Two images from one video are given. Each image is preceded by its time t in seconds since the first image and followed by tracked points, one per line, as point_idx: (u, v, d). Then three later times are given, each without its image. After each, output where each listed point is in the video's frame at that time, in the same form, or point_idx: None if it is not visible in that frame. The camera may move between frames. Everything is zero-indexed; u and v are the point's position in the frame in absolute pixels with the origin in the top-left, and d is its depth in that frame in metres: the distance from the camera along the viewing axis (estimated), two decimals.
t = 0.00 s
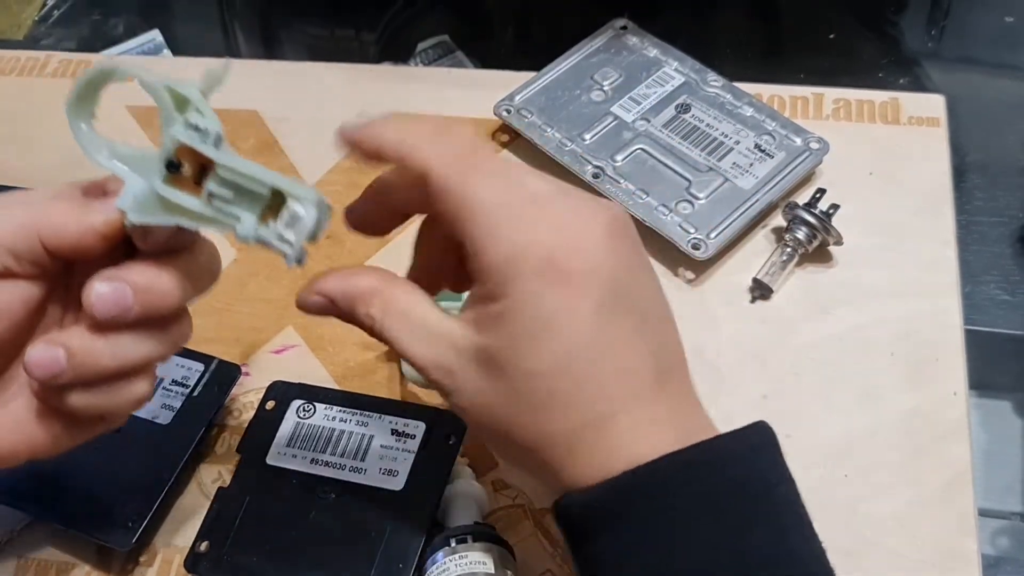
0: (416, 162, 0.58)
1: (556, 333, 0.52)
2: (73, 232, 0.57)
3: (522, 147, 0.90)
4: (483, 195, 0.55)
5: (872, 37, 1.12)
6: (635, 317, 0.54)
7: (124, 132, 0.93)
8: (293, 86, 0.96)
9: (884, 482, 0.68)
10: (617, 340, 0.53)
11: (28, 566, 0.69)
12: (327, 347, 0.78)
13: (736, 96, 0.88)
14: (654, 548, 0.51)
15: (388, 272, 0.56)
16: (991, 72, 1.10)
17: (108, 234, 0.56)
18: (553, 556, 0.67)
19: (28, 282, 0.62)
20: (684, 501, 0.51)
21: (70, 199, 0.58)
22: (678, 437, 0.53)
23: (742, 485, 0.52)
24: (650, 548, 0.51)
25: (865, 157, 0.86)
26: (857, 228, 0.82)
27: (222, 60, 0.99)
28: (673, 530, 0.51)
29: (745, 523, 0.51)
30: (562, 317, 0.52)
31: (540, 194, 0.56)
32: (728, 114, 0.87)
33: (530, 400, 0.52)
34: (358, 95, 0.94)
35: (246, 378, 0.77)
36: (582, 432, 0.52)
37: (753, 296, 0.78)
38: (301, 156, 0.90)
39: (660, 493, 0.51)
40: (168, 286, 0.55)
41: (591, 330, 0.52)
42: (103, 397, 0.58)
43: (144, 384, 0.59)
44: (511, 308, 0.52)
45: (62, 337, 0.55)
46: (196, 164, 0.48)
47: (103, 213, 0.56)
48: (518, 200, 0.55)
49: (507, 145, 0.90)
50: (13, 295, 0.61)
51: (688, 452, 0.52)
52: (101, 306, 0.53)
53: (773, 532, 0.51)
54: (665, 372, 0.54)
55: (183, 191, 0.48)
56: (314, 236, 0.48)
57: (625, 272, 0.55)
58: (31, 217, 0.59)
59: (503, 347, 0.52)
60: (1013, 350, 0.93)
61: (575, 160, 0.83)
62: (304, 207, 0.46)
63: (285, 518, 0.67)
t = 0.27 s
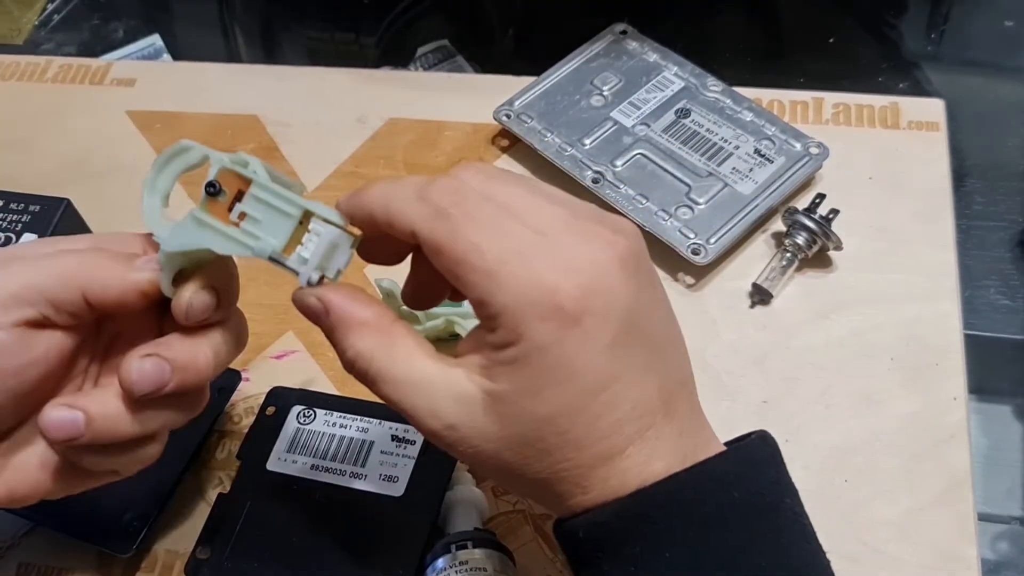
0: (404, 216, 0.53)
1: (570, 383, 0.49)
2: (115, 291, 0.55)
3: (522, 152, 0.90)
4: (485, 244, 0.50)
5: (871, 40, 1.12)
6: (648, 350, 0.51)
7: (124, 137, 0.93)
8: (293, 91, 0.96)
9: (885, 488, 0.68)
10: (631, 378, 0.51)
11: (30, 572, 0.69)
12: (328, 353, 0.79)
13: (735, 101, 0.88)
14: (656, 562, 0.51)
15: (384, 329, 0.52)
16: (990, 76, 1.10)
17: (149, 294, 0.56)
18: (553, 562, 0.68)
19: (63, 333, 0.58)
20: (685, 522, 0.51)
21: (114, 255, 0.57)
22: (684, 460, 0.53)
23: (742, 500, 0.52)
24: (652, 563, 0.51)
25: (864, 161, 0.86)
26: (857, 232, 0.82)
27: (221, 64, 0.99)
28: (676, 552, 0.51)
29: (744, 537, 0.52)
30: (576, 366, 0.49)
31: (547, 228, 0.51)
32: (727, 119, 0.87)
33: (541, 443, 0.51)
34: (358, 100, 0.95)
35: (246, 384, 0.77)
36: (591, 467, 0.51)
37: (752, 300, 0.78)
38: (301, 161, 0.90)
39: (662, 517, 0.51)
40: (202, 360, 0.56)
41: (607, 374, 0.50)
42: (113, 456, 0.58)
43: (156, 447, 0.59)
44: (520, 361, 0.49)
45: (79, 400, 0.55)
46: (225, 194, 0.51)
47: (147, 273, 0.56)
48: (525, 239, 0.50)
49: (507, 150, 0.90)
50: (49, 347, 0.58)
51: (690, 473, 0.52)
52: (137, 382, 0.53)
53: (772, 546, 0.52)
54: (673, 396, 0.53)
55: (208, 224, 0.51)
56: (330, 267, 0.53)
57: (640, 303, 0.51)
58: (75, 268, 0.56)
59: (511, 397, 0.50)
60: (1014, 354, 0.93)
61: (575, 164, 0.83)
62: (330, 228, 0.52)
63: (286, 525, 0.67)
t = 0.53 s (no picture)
0: (402, 220, 0.52)
1: (573, 383, 0.49)
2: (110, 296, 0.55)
3: (519, 152, 0.89)
4: (485, 245, 0.49)
5: (869, 39, 1.12)
6: (650, 349, 0.51)
7: (120, 137, 0.93)
8: (290, 91, 0.95)
9: (883, 488, 0.68)
10: (634, 378, 0.50)
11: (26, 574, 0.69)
12: (324, 354, 0.78)
13: (733, 101, 0.88)
14: (659, 563, 0.51)
15: (384, 334, 0.52)
16: (988, 75, 1.10)
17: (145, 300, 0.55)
18: (551, 563, 0.68)
19: (54, 336, 0.58)
20: (687, 524, 0.51)
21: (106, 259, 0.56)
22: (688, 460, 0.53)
23: (744, 501, 0.52)
24: (655, 564, 0.51)
25: (863, 161, 0.86)
26: (854, 232, 0.82)
27: (218, 64, 0.99)
28: (678, 554, 0.51)
29: (745, 538, 0.52)
30: (579, 365, 0.49)
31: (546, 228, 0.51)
32: (725, 118, 0.87)
33: (544, 445, 0.50)
34: (355, 100, 0.94)
35: (243, 385, 0.77)
36: (596, 468, 0.51)
37: (750, 301, 0.78)
38: (298, 161, 0.90)
39: (664, 519, 0.51)
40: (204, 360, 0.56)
41: (609, 373, 0.50)
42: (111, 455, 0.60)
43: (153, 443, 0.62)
44: (523, 362, 0.49)
45: (83, 400, 0.55)
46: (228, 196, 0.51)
47: (142, 283, 0.54)
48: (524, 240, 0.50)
49: (504, 150, 0.90)
50: (41, 352, 0.57)
51: (694, 474, 0.52)
52: (146, 385, 0.53)
53: (775, 547, 0.52)
54: (676, 395, 0.53)
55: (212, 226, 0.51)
56: (330, 272, 0.53)
57: (640, 302, 0.51)
58: (67, 278, 0.55)
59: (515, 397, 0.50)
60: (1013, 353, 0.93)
61: (572, 164, 0.83)
62: (332, 232, 0.52)
63: (282, 526, 0.67)
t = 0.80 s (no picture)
0: (390, 227, 0.51)
1: (570, 385, 0.49)
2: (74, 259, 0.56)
3: (515, 151, 0.89)
4: (473, 250, 0.49)
5: (866, 37, 1.12)
6: (644, 351, 0.51)
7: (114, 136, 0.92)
8: (285, 90, 0.95)
9: (879, 488, 0.67)
10: (628, 378, 0.50)
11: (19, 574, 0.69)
12: (319, 353, 0.78)
13: (729, 99, 0.88)
14: (655, 565, 0.51)
15: (376, 341, 0.52)
16: (984, 73, 1.10)
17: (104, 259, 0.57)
18: (546, 563, 0.67)
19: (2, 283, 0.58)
20: (685, 524, 0.51)
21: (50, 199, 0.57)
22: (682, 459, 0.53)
23: (741, 501, 0.52)
24: (652, 566, 0.51)
25: (859, 159, 0.86)
26: (851, 230, 0.81)
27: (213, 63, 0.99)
28: (675, 553, 0.51)
29: (743, 538, 0.51)
30: (576, 368, 0.49)
31: (538, 230, 0.50)
32: (721, 116, 0.86)
33: (539, 446, 0.50)
34: (350, 99, 0.94)
35: (237, 385, 0.77)
36: (591, 469, 0.51)
37: (746, 299, 0.78)
38: (293, 160, 0.90)
39: (661, 519, 0.51)
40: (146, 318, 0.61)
41: (605, 374, 0.49)
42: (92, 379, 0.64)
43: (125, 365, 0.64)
44: (518, 366, 0.49)
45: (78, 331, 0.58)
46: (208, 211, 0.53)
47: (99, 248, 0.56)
48: (514, 246, 0.49)
49: (500, 149, 0.89)
50: None
51: (689, 473, 0.51)
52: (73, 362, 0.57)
53: (772, 549, 0.52)
54: (670, 394, 0.53)
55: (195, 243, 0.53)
56: (320, 275, 0.54)
57: (634, 302, 0.51)
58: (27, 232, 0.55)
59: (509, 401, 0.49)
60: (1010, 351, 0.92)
61: (567, 163, 0.83)
62: (316, 236, 0.53)
63: (276, 526, 0.67)
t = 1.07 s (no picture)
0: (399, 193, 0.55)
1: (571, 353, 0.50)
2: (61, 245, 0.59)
3: (513, 147, 0.89)
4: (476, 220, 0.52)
5: (865, 34, 1.11)
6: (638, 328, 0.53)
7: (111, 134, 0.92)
8: (283, 87, 0.95)
9: (878, 484, 0.67)
10: (625, 352, 0.52)
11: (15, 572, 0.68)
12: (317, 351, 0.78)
13: (728, 95, 0.88)
14: (654, 558, 0.51)
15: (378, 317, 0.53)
16: (983, 70, 1.09)
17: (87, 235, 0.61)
18: (543, 560, 0.67)
19: None
20: (683, 515, 0.51)
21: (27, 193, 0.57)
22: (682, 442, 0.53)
23: (739, 492, 0.52)
24: (649, 559, 0.51)
25: (858, 155, 0.86)
26: (850, 226, 0.81)
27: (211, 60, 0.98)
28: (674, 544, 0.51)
29: (742, 529, 0.51)
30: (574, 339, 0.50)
31: (535, 211, 0.54)
32: (719, 113, 0.86)
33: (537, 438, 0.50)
34: (348, 96, 0.94)
35: (234, 382, 0.76)
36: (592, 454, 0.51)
37: (745, 296, 0.77)
38: (291, 157, 0.90)
39: (660, 508, 0.51)
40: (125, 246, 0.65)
41: (603, 344, 0.51)
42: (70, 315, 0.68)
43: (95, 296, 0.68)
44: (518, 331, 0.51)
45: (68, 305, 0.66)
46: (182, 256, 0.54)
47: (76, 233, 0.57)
48: (508, 216, 0.52)
49: (498, 145, 0.89)
50: None
51: (689, 462, 0.52)
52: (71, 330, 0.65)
53: (771, 541, 0.52)
54: (668, 378, 0.54)
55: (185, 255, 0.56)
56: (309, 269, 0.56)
57: (626, 281, 0.54)
58: (6, 240, 0.59)
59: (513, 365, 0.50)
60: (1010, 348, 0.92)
61: (565, 159, 0.83)
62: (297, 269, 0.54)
63: (273, 523, 0.66)
